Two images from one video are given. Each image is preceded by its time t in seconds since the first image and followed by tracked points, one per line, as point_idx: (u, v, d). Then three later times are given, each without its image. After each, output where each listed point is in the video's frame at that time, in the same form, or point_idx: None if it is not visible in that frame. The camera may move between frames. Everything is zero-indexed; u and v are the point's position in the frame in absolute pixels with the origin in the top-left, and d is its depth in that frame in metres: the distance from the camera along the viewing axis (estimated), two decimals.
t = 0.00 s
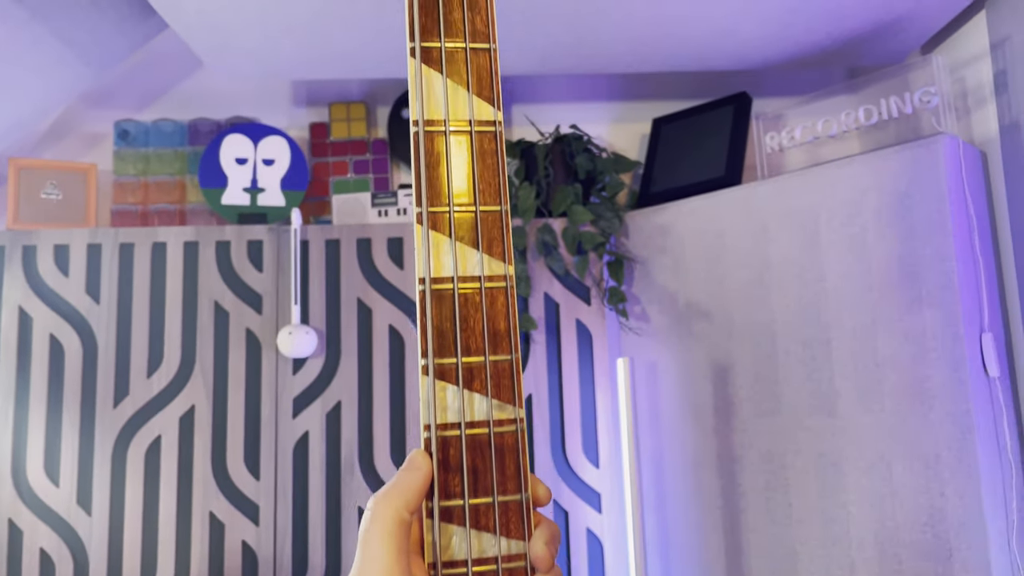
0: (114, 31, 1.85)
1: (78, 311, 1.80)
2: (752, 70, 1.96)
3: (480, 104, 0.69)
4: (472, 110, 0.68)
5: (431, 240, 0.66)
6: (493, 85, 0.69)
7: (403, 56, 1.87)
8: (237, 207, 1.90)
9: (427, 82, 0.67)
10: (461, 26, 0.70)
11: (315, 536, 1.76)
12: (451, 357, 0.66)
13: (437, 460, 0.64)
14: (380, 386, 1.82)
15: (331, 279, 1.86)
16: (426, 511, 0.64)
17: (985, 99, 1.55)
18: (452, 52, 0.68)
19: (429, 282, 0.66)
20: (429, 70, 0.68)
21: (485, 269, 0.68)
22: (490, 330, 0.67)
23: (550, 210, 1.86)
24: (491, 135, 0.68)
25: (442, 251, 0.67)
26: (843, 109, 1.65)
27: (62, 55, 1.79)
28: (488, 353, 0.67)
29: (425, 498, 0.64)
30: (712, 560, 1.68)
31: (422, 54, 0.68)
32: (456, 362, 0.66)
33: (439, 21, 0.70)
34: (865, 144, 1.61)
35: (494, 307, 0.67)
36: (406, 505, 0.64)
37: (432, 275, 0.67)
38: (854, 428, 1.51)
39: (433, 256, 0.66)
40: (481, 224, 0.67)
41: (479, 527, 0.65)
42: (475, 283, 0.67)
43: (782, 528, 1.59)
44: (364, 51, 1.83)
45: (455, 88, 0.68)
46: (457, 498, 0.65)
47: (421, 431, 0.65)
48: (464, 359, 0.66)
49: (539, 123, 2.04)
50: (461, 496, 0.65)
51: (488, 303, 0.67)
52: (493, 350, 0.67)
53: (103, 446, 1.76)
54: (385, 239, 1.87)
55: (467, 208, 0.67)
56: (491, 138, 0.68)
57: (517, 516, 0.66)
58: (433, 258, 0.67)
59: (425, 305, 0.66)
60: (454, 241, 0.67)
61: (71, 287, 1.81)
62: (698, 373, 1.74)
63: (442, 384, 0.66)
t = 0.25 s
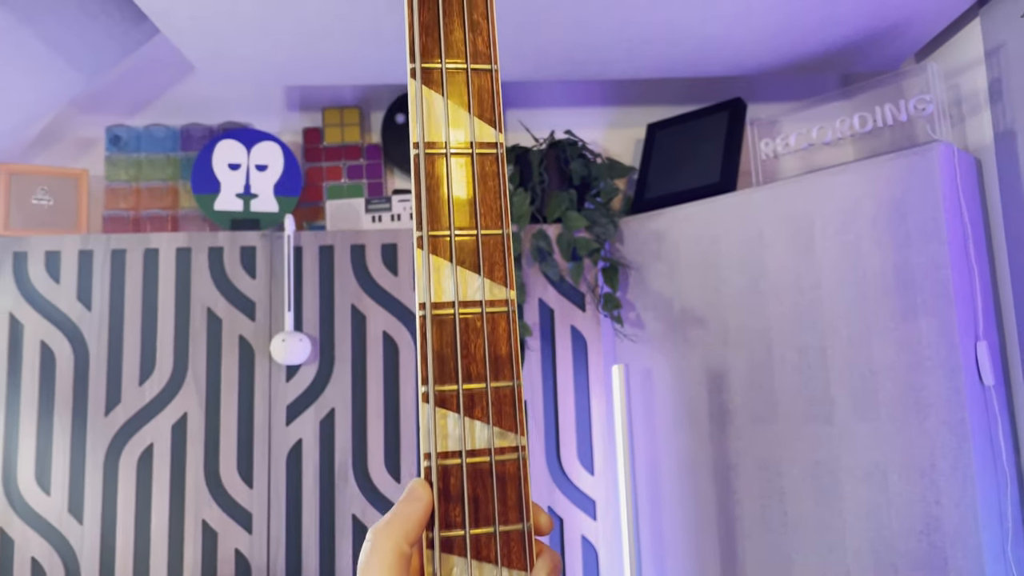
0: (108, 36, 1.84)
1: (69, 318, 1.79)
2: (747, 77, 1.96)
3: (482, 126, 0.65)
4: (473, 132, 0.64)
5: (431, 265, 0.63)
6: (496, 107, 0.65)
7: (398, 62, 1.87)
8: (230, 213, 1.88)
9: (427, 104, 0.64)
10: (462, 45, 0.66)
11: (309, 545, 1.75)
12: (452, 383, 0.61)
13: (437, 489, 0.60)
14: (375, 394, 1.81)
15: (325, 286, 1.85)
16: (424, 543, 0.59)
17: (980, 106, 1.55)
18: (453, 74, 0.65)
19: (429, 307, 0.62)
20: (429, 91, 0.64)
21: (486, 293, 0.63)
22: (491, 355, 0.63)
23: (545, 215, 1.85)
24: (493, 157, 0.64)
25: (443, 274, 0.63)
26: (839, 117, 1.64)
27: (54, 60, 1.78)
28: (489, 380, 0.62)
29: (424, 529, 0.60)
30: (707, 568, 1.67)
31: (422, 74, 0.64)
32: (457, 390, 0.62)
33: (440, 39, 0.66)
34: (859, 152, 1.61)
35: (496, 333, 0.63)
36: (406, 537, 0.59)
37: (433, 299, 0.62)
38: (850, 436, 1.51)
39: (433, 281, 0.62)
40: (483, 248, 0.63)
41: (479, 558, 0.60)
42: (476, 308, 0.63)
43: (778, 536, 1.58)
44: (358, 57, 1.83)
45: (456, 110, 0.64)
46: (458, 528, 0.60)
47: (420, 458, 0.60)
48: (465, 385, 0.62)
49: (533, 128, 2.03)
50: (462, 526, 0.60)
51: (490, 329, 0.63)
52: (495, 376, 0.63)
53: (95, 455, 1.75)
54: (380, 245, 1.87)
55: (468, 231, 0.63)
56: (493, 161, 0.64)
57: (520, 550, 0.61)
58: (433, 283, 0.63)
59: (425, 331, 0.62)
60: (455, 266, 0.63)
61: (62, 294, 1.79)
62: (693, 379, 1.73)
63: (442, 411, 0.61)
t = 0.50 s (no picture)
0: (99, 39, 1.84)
1: (59, 325, 1.77)
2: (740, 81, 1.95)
3: (477, 147, 0.65)
4: (468, 154, 0.64)
5: (426, 289, 0.62)
6: (491, 129, 0.64)
7: (390, 67, 1.86)
8: (221, 218, 1.87)
9: (422, 125, 0.63)
10: (456, 65, 0.65)
11: (301, 552, 1.74)
12: (448, 412, 0.61)
13: (433, 521, 0.60)
14: (367, 400, 1.81)
15: (317, 291, 1.84)
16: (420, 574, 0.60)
17: (973, 111, 1.55)
18: (448, 95, 0.64)
19: (424, 333, 0.61)
20: (424, 113, 0.63)
21: (483, 318, 0.63)
22: (487, 382, 0.63)
23: (538, 220, 1.84)
24: (488, 180, 0.64)
25: (439, 298, 0.62)
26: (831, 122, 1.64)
27: (40, 63, 1.77)
28: (485, 408, 0.62)
29: (421, 562, 0.60)
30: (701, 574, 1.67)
31: (416, 95, 0.64)
32: (453, 417, 0.61)
33: (435, 59, 0.65)
34: (851, 158, 1.61)
35: (492, 359, 0.63)
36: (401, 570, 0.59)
37: (428, 326, 0.62)
38: (844, 442, 1.51)
39: (428, 306, 0.62)
40: (479, 271, 0.63)
41: None
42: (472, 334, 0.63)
43: (772, 542, 1.58)
44: (349, 61, 1.82)
45: (451, 130, 0.64)
46: (454, 560, 0.60)
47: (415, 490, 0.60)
48: (461, 413, 0.61)
49: (526, 133, 2.03)
50: (458, 558, 0.60)
51: (486, 354, 0.63)
52: (491, 404, 0.62)
53: (86, 463, 1.73)
54: (372, 251, 1.86)
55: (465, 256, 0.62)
56: (489, 183, 0.64)
57: None
58: (428, 307, 0.62)
59: (420, 358, 0.61)
60: (450, 290, 0.62)
61: (51, 301, 1.78)
62: (687, 385, 1.73)
63: (438, 440, 0.61)
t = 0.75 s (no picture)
0: (88, 46, 1.82)
1: (47, 334, 1.76)
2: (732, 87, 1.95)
3: (472, 178, 0.67)
4: (463, 185, 0.67)
5: (421, 322, 0.65)
6: (485, 160, 0.67)
7: (382, 73, 1.85)
8: (211, 226, 1.86)
9: (416, 155, 0.66)
10: (452, 97, 0.68)
11: (294, 561, 1.73)
12: (442, 447, 0.64)
13: (429, 559, 0.62)
14: (360, 407, 1.80)
15: (309, 299, 1.83)
16: None
17: (964, 117, 1.55)
18: (442, 125, 0.67)
19: (419, 367, 0.65)
20: (419, 143, 0.66)
21: (479, 351, 0.66)
22: (484, 417, 0.66)
23: (531, 227, 1.83)
24: (484, 212, 0.68)
25: (434, 332, 0.65)
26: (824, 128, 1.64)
27: (28, 70, 1.76)
28: (482, 444, 0.65)
29: None
30: None
31: (411, 126, 0.66)
32: (448, 453, 0.64)
33: (429, 90, 0.68)
34: (843, 165, 1.61)
35: (488, 393, 0.66)
36: None
37: (423, 360, 0.65)
38: (837, 450, 1.51)
39: (423, 341, 0.65)
40: (474, 304, 0.66)
41: None
42: (469, 367, 0.66)
43: (766, 549, 1.58)
44: (341, 68, 1.81)
45: (445, 160, 0.67)
46: None
47: (411, 528, 0.62)
48: (456, 449, 0.64)
49: (517, 138, 2.02)
50: None
51: (483, 388, 0.66)
52: (488, 439, 0.65)
53: (76, 473, 1.72)
54: (364, 257, 1.85)
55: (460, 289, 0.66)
56: (483, 215, 0.68)
57: None
58: (424, 342, 0.65)
59: (415, 392, 0.64)
60: (446, 323, 0.65)
61: (40, 309, 1.76)
62: (680, 391, 1.72)
63: (434, 477, 0.63)
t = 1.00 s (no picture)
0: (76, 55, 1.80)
1: (36, 344, 1.74)
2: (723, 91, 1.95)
3: (463, 208, 0.81)
4: (453, 214, 0.80)
5: (413, 356, 0.76)
6: (474, 188, 0.80)
7: (372, 79, 1.84)
8: (201, 233, 1.84)
9: (407, 184, 0.79)
10: (442, 128, 0.81)
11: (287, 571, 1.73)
12: (434, 486, 0.75)
13: None
14: (352, 416, 1.79)
15: (300, 306, 1.82)
16: None
17: (955, 123, 1.56)
18: (431, 153, 0.80)
19: (412, 404, 0.76)
20: (409, 173, 0.79)
21: (471, 387, 0.78)
22: (476, 452, 0.77)
23: (523, 233, 1.81)
24: (474, 241, 0.80)
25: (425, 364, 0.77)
26: (815, 134, 1.64)
27: (15, 78, 1.74)
28: (474, 479, 0.77)
29: None
30: None
31: (401, 155, 0.79)
32: (440, 490, 0.75)
33: (419, 120, 0.80)
34: (834, 170, 1.61)
35: (479, 429, 0.77)
36: None
37: (415, 397, 0.76)
38: (831, 456, 1.51)
39: (415, 380, 0.76)
40: (466, 335, 0.78)
41: None
42: (460, 403, 0.78)
43: (760, 555, 1.58)
44: (331, 74, 1.79)
45: (433, 188, 0.79)
46: None
47: (405, 563, 0.74)
48: (448, 486, 0.76)
49: (509, 143, 2.01)
50: None
51: (473, 422, 0.77)
52: (478, 477, 0.77)
53: (65, 483, 1.70)
54: (355, 264, 1.84)
55: (451, 319, 0.78)
56: (473, 244, 0.80)
57: None
58: (418, 381, 0.77)
59: (407, 427, 0.76)
60: (437, 360, 0.77)
61: (28, 318, 1.74)
62: (673, 398, 1.72)
63: (427, 512, 0.75)
